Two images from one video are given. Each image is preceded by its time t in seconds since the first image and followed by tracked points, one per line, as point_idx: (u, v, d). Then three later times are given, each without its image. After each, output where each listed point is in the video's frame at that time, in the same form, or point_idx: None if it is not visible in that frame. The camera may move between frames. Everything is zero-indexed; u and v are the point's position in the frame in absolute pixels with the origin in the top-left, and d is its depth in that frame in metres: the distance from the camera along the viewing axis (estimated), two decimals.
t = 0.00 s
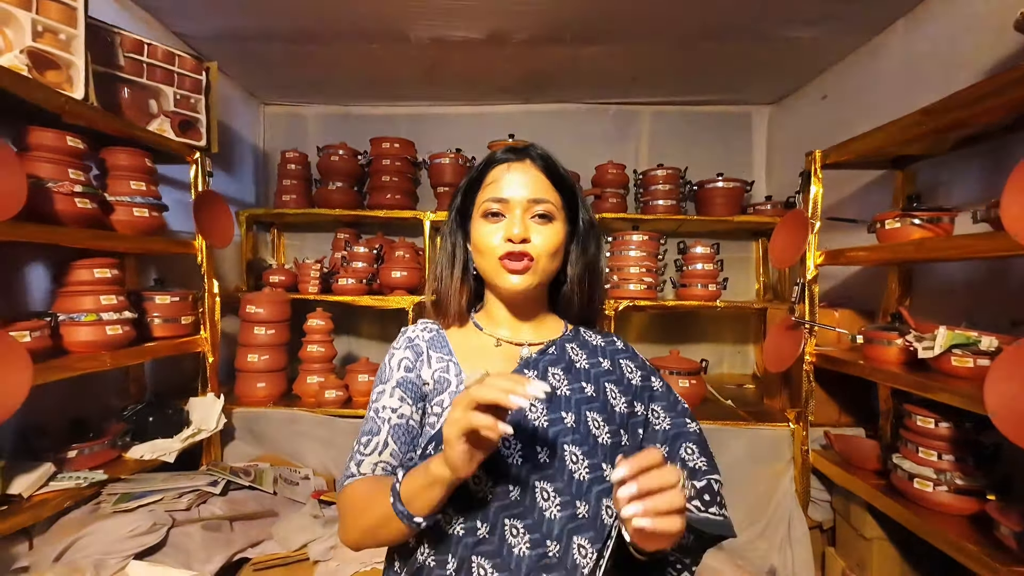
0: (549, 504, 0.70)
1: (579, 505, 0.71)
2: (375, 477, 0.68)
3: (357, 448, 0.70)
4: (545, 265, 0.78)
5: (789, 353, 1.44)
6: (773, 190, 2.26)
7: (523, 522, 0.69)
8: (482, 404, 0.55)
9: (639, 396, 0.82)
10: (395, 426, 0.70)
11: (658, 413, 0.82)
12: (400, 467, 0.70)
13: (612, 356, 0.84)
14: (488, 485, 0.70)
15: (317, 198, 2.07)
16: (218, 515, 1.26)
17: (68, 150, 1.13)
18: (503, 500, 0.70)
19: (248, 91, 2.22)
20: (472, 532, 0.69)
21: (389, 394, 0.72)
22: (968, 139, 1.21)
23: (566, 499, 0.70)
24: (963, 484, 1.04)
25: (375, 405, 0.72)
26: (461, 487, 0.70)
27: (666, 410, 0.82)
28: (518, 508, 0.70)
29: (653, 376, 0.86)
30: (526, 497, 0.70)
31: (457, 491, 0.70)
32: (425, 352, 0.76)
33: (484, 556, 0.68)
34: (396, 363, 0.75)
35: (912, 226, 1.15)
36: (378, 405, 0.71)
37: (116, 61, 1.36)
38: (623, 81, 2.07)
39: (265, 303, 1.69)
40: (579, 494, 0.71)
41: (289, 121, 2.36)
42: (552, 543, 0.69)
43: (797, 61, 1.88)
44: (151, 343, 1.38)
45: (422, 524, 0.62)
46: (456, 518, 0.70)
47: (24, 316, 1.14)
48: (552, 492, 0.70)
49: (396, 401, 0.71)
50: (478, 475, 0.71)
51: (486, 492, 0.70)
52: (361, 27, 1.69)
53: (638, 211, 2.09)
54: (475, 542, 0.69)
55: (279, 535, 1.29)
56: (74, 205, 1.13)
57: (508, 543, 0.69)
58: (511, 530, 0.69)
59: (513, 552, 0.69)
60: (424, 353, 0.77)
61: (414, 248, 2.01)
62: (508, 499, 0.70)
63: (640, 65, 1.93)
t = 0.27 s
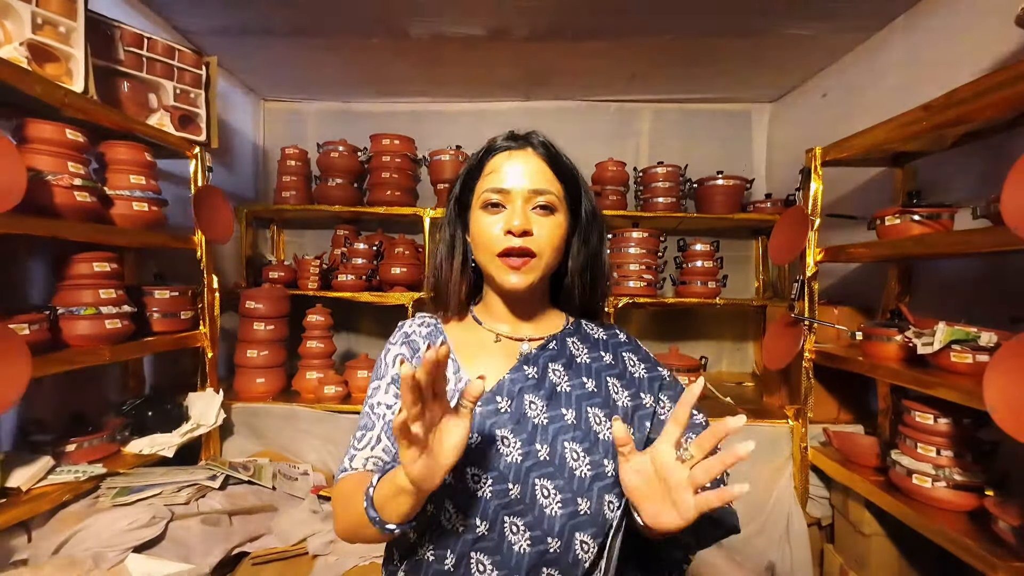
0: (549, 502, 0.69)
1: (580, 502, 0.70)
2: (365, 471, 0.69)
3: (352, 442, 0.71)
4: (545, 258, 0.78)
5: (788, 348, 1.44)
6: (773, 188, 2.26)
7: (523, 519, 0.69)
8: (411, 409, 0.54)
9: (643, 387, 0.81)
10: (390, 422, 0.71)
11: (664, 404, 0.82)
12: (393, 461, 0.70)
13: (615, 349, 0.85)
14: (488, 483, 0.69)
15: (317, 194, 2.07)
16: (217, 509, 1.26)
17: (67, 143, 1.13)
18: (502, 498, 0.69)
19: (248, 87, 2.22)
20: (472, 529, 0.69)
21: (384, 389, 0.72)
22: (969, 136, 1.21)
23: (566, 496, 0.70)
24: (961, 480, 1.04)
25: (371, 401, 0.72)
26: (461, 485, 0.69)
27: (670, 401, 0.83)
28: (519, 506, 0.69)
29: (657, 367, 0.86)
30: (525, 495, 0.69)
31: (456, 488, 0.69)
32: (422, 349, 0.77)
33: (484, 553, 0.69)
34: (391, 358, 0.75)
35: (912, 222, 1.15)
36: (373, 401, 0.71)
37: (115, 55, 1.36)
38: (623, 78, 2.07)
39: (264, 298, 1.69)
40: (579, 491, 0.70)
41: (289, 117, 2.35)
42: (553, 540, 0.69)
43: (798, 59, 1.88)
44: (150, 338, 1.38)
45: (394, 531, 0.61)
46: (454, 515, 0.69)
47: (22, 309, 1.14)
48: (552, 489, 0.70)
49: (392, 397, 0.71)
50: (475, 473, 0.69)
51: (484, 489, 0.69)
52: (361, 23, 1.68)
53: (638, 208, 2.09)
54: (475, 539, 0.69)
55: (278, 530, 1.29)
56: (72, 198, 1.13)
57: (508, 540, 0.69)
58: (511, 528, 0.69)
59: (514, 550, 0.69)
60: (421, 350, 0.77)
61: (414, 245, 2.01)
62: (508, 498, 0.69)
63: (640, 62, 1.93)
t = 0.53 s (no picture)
0: (547, 495, 0.70)
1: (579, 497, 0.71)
2: (375, 469, 0.69)
3: (357, 441, 0.71)
4: (541, 251, 0.78)
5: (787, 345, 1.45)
6: (773, 187, 2.27)
7: (522, 513, 0.70)
8: (503, 439, 0.55)
9: (642, 380, 0.81)
10: (394, 418, 0.71)
11: (659, 397, 0.82)
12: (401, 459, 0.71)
13: (615, 340, 0.84)
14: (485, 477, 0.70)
15: (317, 191, 2.06)
16: (216, 503, 1.26)
17: (67, 136, 1.13)
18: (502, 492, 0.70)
19: (248, 84, 2.21)
20: (470, 522, 0.70)
21: (385, 385, 0.72)
22: (969, 133, 1.21)
23: (565, 491, 0.70)
24: (960, 476, 1.04)
25: (372, 397, 0.72)
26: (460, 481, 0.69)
27: (667, 393, 0.82)
28: (518, 500, 0.70)
29: (658, 358, 0.85)
30: (524, 488, 0.70)
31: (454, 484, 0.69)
32: (421, 342, 0.76)
33: (482, 548, 0.69)
34: (391, 352, 0.74)
35: (911, 219, 1.15)
36: (375, 397, 0.72)
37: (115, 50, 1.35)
38: (624, 76, 2.07)
39: (264, 295, 1.69)
40: (578, 485, 0.71)
41: (289, 114, 2.35)
42: (552, 535, 0.70)
43: (798, 57, 1.88)
44: (150, 333, 1.38)
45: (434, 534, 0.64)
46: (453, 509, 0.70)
47: (21, 303, 1.13)
48: (551, 483, 0.70)
49: (393, 393, 0.72)
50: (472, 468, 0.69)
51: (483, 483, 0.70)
52: (362, 19, 1.68)
53: (638, 206, 2.09)
54: (473, 532, 0.69)
55: (277, 525, 1.30)
56: (72, 192, 1.13)
57: (507, 534, 0.69)
58: (510, 522, 0.70)
59: (512, 545, 0.69)
60: (420, 344, 0.76)
61: (414, 242, 2.01)
62: (507, 491, 0.70)
63: (641, 60, 1.93)
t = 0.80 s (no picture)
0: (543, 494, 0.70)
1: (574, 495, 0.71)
2: (373, 470, 0.68)
3: (353, 441, 0.69)
4: (531, 252, 0.77)
5: (787, 342, 1.44)
6: (773, 184, 2.26)
7: (518, 513, 0.70)
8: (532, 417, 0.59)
9: (640, 376, 0.81)
10: (391, 416, 0.70)
11: (653, 392, 0.81)
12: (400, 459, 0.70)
13: (612, 335, 0.84)
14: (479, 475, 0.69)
15: (316, 187, 2.06)
16: (213, 500, 1.26)
17: (63, 130, 1.12)
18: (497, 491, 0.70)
19: (246, 80, 2.21)
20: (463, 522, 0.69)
21: (382, 381, 0.71)
22: (970, 129, 1.20)
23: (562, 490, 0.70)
24: (959, 474, 1.04)
25: (368, 394, 0.71)
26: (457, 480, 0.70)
27: (662, 389, 0.82)
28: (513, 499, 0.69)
29: (656, 353, 0.85)
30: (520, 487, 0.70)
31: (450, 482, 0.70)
32: (417, 338, 0.76)
33: (476, 549, 0.68)
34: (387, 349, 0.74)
35: (911, 215, 1.15)
36: (371, 394, 0.71)
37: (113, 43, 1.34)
38: (624, 73, 2.06)
39: (262, 291, 1.68)
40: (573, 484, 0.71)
41: (288, 110, 2.34)
42: (547, 534, 0.70)
43: (799, 54, 1.87)
44: (147, 329, 1.37)
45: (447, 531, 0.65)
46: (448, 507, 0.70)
47: (17, 298, 1.13)
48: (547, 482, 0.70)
49: (390, 389, 0.71)
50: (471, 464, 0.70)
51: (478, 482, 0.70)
52: (361, 15, 1.67)
53: (638, 203, 2.09)
54: (467, 533, 0.69)
55: (274, 521, 1.30)
56: (68, 186, 1.12)
57: (502, 535, 0.69)
58: (505, 522, 0.69)
59: (507, 545, 0.69)
60: (415, 339, 0.76)
61: (413, 239, 2.00)
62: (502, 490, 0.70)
63: (641, 56, 1.92)
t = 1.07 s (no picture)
0: (539, 493, 0.69)
1: (570, 495, 0.69)
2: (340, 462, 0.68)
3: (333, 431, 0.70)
4: (534, 253, 0.77)
5: (785, 343, 1.44)
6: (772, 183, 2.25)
7: (511, 512, 0.68)
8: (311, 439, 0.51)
9: (640, 376, 0.81)
10: (365, 410, 0.70)
11: (659, 395, 0.82)
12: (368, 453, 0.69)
13: (612, 334, 0.84)
14: (475, 473, 0.68)
15: (313, 185, 2.04)
16: (207, 499, 1.25)
17: (55, 126, 1.11)
18: (490, 488, 0.68)
19: (243, 77, 2.19)
20: (458, 522, 0.68)
21: (361, 374, 0.72)
22: (971, 127, 1.20)
23: (557, 489, 0.69)
24: (959, 475, 1.03)
25: (348, 386, 0.72)
26: (448, 476, 0.67)
27: (667, 391, 0.83)
28: (507, 497, 0.68)
29: (656, 355, 0.86)
30: (513, 486, 0.68)
31: (443, 480, 0.68)
32: (403, 334, 0.75)
33: (470, 547, 0.68)
34: (371, 343, 0.73)
35: (912, 214, 1.14)
36: (351, 387, 0.71)
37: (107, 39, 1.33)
38: (623, 71, 2.05)
39: (258, 289, 1.67)
40: (570, 483, 0.70)
41: (285, 107, 2.33)
42: (542, 535, 0.68)
43: (799, 52, 1.86)
44: (141, 327, 1.36)
45: None
46: (442, 506, 0.68)
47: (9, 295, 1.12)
48: (542, 480, 0.69)
49: (369, 383, 0.71)
50: (464, 464, 0.67)
51: (472, 479, 0.68)
52: (358, 12, 1.66)
53: (637, 202, 2.08)
54: (462, 532, 0.68)
55: (268, 521, 1.30)
56: (61, 183, 1.11)
57: (496, 533, 0.68)
58: (499, 521, 0.68)
59: (501, 544, 0.68)
60: (403, 335, 0.75)
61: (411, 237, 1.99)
62: (496, 488, 0.68)
63: (640, 54, 1.91)
